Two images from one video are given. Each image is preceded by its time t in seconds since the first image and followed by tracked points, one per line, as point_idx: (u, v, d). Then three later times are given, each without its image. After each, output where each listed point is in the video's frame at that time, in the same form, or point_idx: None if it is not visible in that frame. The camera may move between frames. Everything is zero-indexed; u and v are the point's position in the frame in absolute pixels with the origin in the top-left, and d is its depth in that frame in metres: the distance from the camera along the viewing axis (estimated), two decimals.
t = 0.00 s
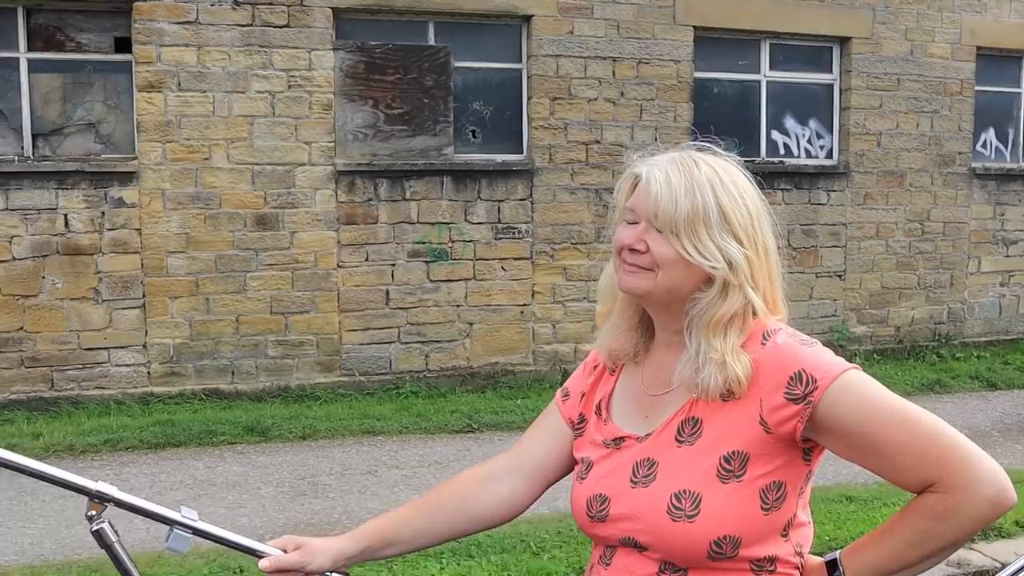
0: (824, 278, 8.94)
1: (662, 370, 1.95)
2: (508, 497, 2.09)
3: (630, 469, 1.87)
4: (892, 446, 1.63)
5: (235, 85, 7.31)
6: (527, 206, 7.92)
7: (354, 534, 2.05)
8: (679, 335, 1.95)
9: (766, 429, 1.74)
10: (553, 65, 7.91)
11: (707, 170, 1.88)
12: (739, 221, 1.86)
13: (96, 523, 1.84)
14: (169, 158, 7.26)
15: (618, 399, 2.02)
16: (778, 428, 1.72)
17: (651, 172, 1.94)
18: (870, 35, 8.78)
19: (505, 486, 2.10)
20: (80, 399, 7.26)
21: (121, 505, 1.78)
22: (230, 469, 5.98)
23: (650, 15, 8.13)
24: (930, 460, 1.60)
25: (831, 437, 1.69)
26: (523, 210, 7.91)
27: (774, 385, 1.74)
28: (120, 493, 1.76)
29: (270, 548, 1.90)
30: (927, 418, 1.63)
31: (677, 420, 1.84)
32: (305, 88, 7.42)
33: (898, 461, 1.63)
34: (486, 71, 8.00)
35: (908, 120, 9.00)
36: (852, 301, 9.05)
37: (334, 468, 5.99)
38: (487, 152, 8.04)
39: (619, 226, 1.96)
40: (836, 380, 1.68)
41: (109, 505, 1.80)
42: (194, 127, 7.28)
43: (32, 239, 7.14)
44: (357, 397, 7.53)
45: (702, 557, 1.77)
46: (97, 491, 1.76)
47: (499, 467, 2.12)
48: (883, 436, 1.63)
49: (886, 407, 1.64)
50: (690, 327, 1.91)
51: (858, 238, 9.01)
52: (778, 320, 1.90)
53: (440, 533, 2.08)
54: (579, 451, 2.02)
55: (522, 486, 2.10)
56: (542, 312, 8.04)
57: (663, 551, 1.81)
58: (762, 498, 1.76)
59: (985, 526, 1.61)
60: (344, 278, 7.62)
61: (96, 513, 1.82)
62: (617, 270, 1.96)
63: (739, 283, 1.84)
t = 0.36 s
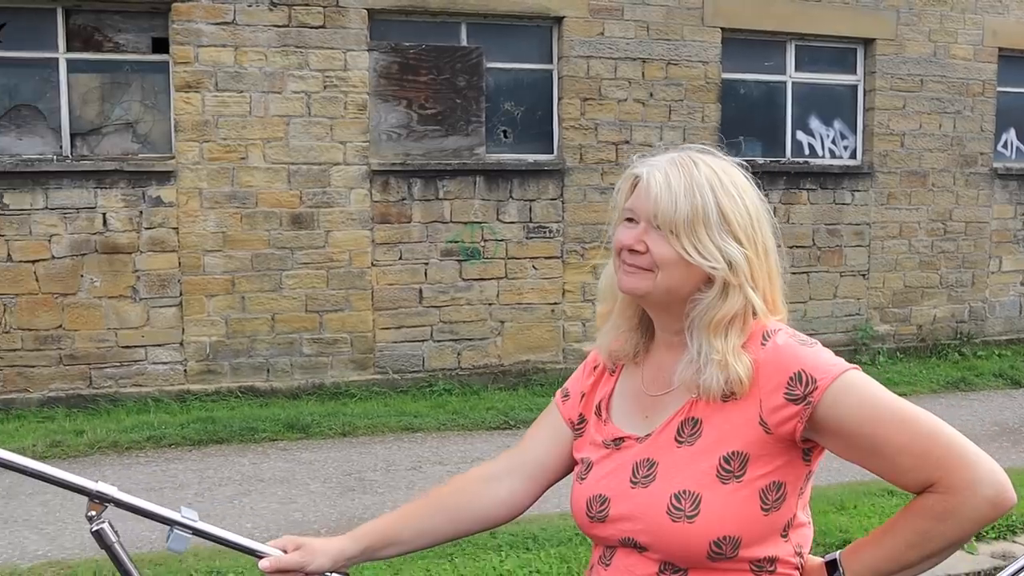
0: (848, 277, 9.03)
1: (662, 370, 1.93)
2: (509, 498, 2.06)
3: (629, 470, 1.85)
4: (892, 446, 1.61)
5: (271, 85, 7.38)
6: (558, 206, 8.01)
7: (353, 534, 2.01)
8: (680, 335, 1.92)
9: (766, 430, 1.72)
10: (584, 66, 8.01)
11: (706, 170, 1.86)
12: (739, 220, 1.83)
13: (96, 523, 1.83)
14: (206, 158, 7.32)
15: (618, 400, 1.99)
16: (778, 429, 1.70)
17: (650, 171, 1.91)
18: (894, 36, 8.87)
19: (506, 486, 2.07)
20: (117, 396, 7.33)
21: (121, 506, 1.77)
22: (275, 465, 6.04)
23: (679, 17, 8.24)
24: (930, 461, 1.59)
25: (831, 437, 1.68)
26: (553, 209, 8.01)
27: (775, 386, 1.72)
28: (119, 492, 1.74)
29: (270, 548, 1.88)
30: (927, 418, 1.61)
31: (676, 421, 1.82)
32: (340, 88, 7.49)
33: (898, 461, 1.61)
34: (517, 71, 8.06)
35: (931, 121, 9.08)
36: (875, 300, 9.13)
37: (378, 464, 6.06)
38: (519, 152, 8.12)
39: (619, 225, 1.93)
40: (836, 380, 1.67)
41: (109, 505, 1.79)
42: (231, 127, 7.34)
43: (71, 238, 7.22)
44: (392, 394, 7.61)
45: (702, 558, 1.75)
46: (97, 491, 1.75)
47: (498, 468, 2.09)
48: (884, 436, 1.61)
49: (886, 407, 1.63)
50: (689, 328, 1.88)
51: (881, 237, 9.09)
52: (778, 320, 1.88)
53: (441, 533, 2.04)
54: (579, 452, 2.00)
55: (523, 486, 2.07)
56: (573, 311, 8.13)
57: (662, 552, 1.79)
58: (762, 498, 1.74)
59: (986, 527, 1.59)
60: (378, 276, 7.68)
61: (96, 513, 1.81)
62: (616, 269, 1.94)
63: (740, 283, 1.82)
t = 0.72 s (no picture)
0: (871, 276, 9.12)
1: (662, 371, 1.93)
2: (509, 498, 2.05)
3: (629, 470, 1.86)
4: (892, 447, 1.61)
5: (307, 85, 7.45)
6: (588, 205, 8.10)
7: (353, 534, 2.01)
8: (679, 336, 1.93)
9: (765, 429, 1.72)
10: (614, 67, 8.10)
11: (704, 170, 1.86)
12: (738, 220, 1.84)
13: (96, 524, 1.82)
14: (242, 157, 7.38)
15: (617, 400, 1.99)
16: (778, 428, 1.71)
17: (648, 172, 1.91)
18: (918, 38, 8.97)
19: (505, 486, 2.07)
20: (154, 394, 7.41)
21: (120, 506, 1.76)
22: (320, 461, 6.10)
23: (707, 18, 8.35)
24: (929, 461, 1.59)
25: (830, 438, 1.68)
26: (584, 208, 8.09)
27: (773, 386, 1.72)
28: (119, 493, 1.73)
29: (270, 548, 1.86)
30: (926, 418, 1.62)
31: (676, 421, 1.83)
32: (375, 88, 7.57)
33: (897, 462, 1.62)
34: (547, 72, 8.15)
35: (954, 121, 9.18)
36: (898, 299, 9.22)
37: (421, 460, 6.12)
38: (549, 152, 8.21)
39: (617, 226, 1.93)
40: (836, 380, 1.67)
41: (108, 506, 1.78)
42: (267, 127, 7.41)
43: (109, 237, 7.28)
44: (426, 392, 7.69)
45: (701, 558, 1.76)
46: (96, 491, 1.74)
47: (497, 468, 2.08)
48: (883, 437, 1.62)
49: (886, 407, 1.63)
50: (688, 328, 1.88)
51: (904, 237, 9.18)
52: (778, 320, 1.88)
53: (440, 534, 2.04)
54: (578, 452, 2.00)
55: (522, 487, 2.07)
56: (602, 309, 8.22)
57: (663, 551, 1.79)
58: (761, 498, 1.75)
59: (985, 527, 1.60)
60: (412, 275, 7.75)
61: (97, 513, 1.80)
62: (614, 270, 1.94)
63: (739, 283, 1.82)
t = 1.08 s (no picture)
0: (894, 275, 9.21)
1: (661, 370, 1.93)
2: (509, 498, 2.06)
3: (628, 469, 1.86)
4: (891, 446, 1.61)
5: (342, 86, 7.52)
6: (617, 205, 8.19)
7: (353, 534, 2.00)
8: (678, 336, 1.92)
9: (764, 429, 1.72)
10: (643, 68, 8.19)
11: (703, 170, 1.86)
12: (737, 220, 1.83)
13: (96, 523, 1.83)
14: (278, 157, 7.45)
15: (617, 399, 1.99)
16: (776, 428, 1.71)
17: (646, 171, 1.91)
18: (940, 39, 9.07)
19: (505, 486, 2.07)
20: (191, 391, 7.48)
21: (120, 505, 1.76)
22: (364, 457, 6.17)
23: (734, 20, 8.44)
24: (928, 460, 1.59)
25: (830, 436, 1.68)
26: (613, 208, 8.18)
27: (772, 386, 1.72)
28: (120, 493, 1.74)
29: (270, 548, 1.85)
30: (925, 418, 1.62)
31: (675, 420, 1.82)
32: (409, 89, 7.64)
33: (895, 461, 1.62)
34: (577, 73, 8.24)
35: (975, 122, 9.27)
36: (920, 298, 9.32)
37: (464, 457, 6.20)
38: (578, 152, 8.30)
39: (616, 225, 1.92)
40: (834, 379, 1.67)
41: (108, 505, 1.79)
42: (302, 127, 7.47)
43: (146, 236, 7.34)
44: (459, 390, 7.77)
45: (699, 558, 1.76)
46: (96, 490, 1.75)
47: (497, 469, 2.08)
48: (881, 436, 1.62)
49: (884, 407, 1.63)
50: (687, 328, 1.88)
51: (926, 237, 9.27)
52: (777, 320, 1.87)
53: (441, 534, 2.04)
54: (578, 451, 2.00)
55: (522, 487, 2.07)
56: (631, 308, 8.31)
57: (662, 551, 1.79)
58: (760, 498, 1.75)
59: (983, 527, 1.59)
60: (445, 274, 7.83)
61: (96, 513, 1.81)
62: (613, 270, 1.93)
63: (738, 283, 1.82)
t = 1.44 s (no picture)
0: (916, 275, 9.30)
1: (661, 370, 1.91)
2: (508, 498, 2.04)
3: (628, 469, 1.84)
4: (890, 446, 1.60)
5: (377, 87, 7.59)
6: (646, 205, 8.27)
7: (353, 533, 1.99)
8: (679, 335, 1.90)
9: (764, 429, 1.71)
10: (672, 70, 8.27)
11: (703, 170, 1.84)
12: (737, 220, 1.82)
13: (96, 523, 1.84)
14: (314, 157, 7.52)
15: (617, 399, 1.97)
16: (776, 428, 1.69)
17: (647, 171, 1.89)
18: (963, 41, 9.17)
19: (505, 485, 2.05)
20: (228, 389, 7.54)
21: (121, 505, 1.75)
22: (407, 454, 6.25)
23: (762, 22, 8.53)
24: (928, 460, 1.58)
25: (830, 436, 1.67)
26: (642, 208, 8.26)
27: (772, 385, 1.71)
28: (119, 493, 1.73)
29: (270, 548, 1.85)
30: (925, 418, 1.61)
31: (675, 420, 1.80)
32: (443, 90, 7.72)
33: (895, 460, 1.61)
34: (607, 74, 8.31)
35: (997, 123, 9.36)
36: (942, 297, 9.41)
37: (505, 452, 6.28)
38: (607, 152, 8.39)
39: (617, 226, 1.90)
40: (834, 379, 1.66)
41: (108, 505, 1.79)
42: (338, 127, 7.54)
43: (184, 235, 7.41)
44: (491, 387, 7.85)
45: (700, 557, 1.74)
46: (96, 490, 1.74)
47: (496, 468, 2.07)
48: (881, 436, 1.61)
49: (883, 407, 1.62)
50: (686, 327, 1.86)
51: (949, 236, 9.36)
52: (778, 320, 1.85)
53: (440, 533, 2.03)
54: (577, 451, 1.98)
55: (522, 487, 2.05)
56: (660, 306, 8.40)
57: (662, 551, 1.77)
58: (760, 498, 1.73)
59: (983, 526, 1.58)
60: (477, 273, 7.92)
61: (96, 512, 1.82)
62: (613, 270, 1.92)
63: (738, 283, 1.80)
